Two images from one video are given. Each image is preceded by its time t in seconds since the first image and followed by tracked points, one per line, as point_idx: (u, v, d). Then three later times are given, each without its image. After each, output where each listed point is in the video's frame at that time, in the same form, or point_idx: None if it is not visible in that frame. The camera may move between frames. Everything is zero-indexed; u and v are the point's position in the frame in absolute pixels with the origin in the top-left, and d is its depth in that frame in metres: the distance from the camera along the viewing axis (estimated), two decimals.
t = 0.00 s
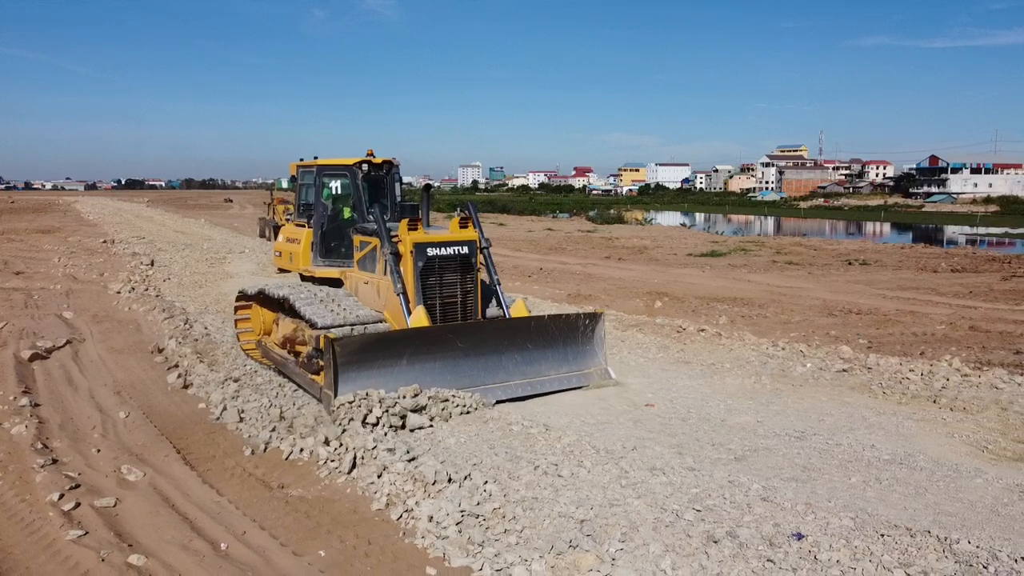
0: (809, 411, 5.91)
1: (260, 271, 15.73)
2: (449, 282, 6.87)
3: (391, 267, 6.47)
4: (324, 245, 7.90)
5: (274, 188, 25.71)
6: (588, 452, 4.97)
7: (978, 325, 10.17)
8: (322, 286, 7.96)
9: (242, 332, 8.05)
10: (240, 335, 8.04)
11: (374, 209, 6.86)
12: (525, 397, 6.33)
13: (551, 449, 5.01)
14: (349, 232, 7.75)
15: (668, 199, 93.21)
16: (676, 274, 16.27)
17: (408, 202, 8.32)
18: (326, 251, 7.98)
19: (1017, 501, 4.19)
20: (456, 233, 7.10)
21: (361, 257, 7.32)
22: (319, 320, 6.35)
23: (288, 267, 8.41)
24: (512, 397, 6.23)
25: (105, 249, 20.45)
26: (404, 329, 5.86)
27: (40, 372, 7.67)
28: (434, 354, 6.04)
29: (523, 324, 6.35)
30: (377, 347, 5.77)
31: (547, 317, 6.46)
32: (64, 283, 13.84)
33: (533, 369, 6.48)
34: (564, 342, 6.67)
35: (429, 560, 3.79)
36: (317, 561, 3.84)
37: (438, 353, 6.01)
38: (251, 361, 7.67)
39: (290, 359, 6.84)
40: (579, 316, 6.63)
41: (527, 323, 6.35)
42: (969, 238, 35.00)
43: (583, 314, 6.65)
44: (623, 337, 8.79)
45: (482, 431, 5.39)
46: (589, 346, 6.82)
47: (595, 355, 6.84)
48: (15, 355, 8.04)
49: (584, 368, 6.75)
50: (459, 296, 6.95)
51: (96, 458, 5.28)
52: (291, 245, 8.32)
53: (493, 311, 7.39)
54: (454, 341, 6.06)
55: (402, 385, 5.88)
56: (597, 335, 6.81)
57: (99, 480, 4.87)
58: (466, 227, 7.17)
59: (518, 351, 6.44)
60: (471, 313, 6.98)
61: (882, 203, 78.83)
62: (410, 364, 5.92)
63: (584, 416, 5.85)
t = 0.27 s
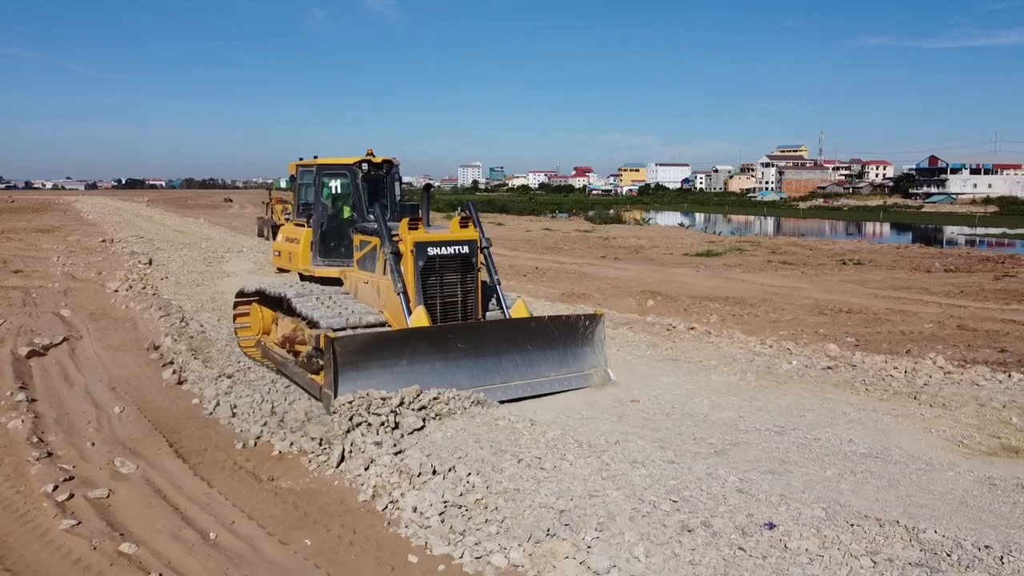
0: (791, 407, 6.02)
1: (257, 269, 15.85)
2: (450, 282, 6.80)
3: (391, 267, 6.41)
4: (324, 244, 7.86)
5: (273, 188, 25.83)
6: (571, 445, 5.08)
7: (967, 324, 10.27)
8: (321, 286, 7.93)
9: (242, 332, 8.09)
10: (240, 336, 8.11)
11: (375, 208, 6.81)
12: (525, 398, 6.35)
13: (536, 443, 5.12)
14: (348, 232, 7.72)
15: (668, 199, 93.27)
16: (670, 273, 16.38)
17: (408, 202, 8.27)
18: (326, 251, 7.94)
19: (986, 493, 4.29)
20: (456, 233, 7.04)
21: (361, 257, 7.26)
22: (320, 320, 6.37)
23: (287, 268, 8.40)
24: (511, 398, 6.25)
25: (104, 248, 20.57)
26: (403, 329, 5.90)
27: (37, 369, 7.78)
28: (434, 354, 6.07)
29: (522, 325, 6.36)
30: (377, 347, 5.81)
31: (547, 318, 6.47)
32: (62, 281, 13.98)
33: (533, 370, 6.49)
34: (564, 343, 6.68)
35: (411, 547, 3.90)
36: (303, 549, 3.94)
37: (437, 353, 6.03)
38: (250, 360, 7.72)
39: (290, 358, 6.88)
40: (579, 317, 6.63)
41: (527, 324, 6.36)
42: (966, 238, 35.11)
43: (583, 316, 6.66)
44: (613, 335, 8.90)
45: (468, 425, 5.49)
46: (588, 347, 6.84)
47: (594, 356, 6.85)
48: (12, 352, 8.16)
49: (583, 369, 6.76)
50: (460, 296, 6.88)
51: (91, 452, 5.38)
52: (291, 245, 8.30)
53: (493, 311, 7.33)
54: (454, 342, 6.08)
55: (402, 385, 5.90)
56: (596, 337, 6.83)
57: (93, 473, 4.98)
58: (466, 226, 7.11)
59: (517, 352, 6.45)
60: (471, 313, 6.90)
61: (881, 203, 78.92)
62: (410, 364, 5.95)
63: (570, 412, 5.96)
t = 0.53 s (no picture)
0: (774, 400, 6.16)
1: (256, 268, 16.00)
2: (453, 280, 6.71)
3: (394, 264, 6.31)
4: (325, 243, 7.86)
5: (272, 187, 25.97)
6: (557, 435, 5.21)
7: (955, 321, 10.41)
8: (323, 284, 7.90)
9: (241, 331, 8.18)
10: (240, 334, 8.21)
11: (378, 205, 6.72)
12: (529, 397, 6.31)
13: (523, 433, 5.26)
14: (350, 230, 7.72)
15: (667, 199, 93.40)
16: (665, 272, 16.53)
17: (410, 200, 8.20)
18: (327, 248, 7.94)
19: (957, 480, 4.43)
20: (459, 230, 6.93)
21: (362, 254, 7.15)
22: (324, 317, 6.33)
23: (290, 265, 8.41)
24: (515, 396, 6.20)
25: (103, 246, 20.72)
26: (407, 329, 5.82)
27: (38, 363, 7.92)
28: (438, 354, 5.99)
29: (526, 323, 6.33)
30: (381, 347, 5.71)
31: (550, 316, 6.44)
32: (62, 279, 14.11)
33: (536, 368, 6.46)
34: (566, 341, 6.67)
35: (399, 531, 4.03)
36: (294, 533, 4.06)
37: (441, 353, 5.95)
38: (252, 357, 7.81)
39: (292, 356, 6.92)
40: (581, 315, 6.63)
41: (530, 322, 6.32)
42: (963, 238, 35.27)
43: (585, 313, 6.66)
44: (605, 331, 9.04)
45: (457, 413, 5.62)
46: (589, 345, 6.84)
47: (595, 353, 6.86)
48: (13, 347, 8.29)
49: (585, 367, 6.76)
50: (463, 293, 6.78)
51: (90, 442, 5.51)
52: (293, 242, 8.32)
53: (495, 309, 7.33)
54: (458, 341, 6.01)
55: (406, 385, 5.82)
56: (597, 335, 6.83)
57: (92, 463, 5.11)
58: (468, 223, 7.01)
59: (520, 351, 6.41)
60: (473, 312, 6.84)
61: (880, 203, 79.06)
62: (414, 364, 5.86)
63: (559, 405, 6.10)
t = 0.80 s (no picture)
0: (764, 397, 6.25)
1: (255, 267, 16.08)
2: (458, 278, 6.74)
3: (400, 262, 6.33)
4: (329, 243, 7.82)
5: (271, 187, 26.06)
6: (549, 431, 5.29)
7: (949, 320, 10.48)
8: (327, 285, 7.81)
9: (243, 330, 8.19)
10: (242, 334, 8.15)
11: (383, 204, 6.79)
12: (535, 397, 6.27)
13: (516, 429, 5.33)
14: (354, 230, 7.69)
15: (667, 200, 93.46)
16: (662, 272, 16.62)
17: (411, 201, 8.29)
18: (330, 249, 7.90)
19: (940, 474, 4.51)
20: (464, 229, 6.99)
21: (367, 254, 7.16)
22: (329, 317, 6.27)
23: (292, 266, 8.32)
24: (521, 396, 6.16)
25: (103, 246, 20.82)
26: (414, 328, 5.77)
27: (38, 361, 8.00)
28: (444, 353, 5.94)
29: (532, 323, 6.28)
30: (388, 347, 5.66)
31: (556, 315, 6.39)
32: (62, 278, 14.20)
33: (542, 368, 6.41)
34: (572, 341, 6.62)
35: (391, 524, 4.10)
36: (289, 524, 4.14)
37: (447, 352, 5.90)
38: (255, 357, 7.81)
39: (297, 357, 6.88)
40: (587, 314, 6.58)
41: (536, 322, 6.27)
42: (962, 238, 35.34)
43: (591, 313, 6.61)
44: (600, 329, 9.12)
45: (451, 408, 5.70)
46: (595, 344, 6.79)
47: (601, 353, 6.81)
48: (13, 345, 8.37)
49: (591, 367, 6.71)
50: (468, 292, 6.81)
51: (89, 438, 5.59)
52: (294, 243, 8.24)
53: (499, 308, 7.39)
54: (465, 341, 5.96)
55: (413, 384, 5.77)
56: (603, 335, 6.78)
57: (90, 457, 5.18)
58: (473, 223, 7.05)
59: (526, 350, 6.37)
60: (479, 311, 6.87)
61: (880, 203, 79.12)
62: (420, 363, 5.81)
63: (553, 401, 6.19)
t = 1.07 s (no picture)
0: (754, 395, 6.33)
1: (253, 266, 16.15)
2: (463, 278, 6.80)
3: (405, 263, 6.40)
4: (331, 244, 7.73)
5: (270, 187, 26.13)
6: (540, 428, 5.37)
7: (941, 319, 10.56)
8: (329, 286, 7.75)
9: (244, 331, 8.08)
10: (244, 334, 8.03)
11: (388, 204, 6.82)
12: (540, 398, 6.25)
13: (508, 426, 5.41)
14: (356, 231, 7.56)
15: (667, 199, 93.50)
16: (658, 271, 16.70)
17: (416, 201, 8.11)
18: (333, 249, 7.81)
19: (923, 471, 4.58)
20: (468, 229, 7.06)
21: (371, 254, 7.20)
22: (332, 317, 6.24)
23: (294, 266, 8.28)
24: (525, 396, 6.14)
25: (103, 245, 20.91)
26: (419, 327, 5.77)
27: (37, 359, 8.08)
28: (449, 353, 5.95)
29: (536, 323, 6.26)
30: (393, 346, 5.67)
31: (561, 316, 6.38)
32: (61, 277, 14.27)
33: (547, 369, 6.39)
34: (577, 342, 6.59)
35: (383, 518, 4.17)
36: (283, 519, 4.21)
37: (452, 352, 5.91)
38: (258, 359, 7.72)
39: (300, 357, 6.82)
40: (592, 315, 6.55)
41: (541, 322, 6.26)
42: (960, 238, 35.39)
43: (596, 314, 6.58)
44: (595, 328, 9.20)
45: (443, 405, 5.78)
46: (601, 345, 6.74)
47: (607, 354, 6.75)
48: (13, 344, 8.45)
49: (597, 368, 6.67)
50: (473, 292, 6.87)
51: (87, 435, 5.66)
52: (297, 243, 8.22)
53: (504, 310, 7.44)
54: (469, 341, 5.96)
55: (417, 384, 5.78)
56: (609, 336, 6.72)
57: (88, 454, 5.25)
58: (478, 222, 7.10)
59: (531, 350, 6.35)
60: (483, 310, 6.94)
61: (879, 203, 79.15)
62: (425, 363, 5.82)
63: (545, 398, 6.28)
